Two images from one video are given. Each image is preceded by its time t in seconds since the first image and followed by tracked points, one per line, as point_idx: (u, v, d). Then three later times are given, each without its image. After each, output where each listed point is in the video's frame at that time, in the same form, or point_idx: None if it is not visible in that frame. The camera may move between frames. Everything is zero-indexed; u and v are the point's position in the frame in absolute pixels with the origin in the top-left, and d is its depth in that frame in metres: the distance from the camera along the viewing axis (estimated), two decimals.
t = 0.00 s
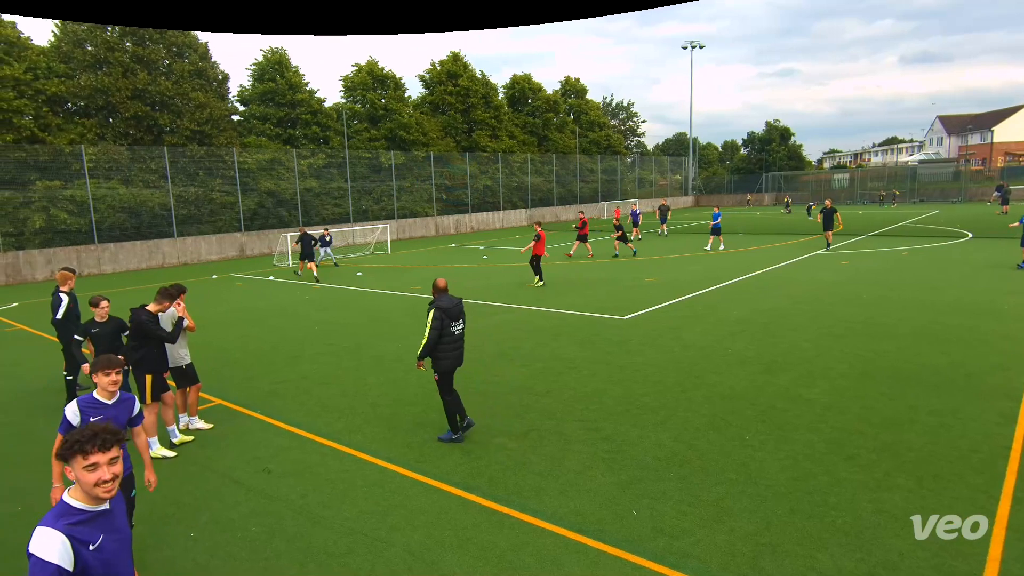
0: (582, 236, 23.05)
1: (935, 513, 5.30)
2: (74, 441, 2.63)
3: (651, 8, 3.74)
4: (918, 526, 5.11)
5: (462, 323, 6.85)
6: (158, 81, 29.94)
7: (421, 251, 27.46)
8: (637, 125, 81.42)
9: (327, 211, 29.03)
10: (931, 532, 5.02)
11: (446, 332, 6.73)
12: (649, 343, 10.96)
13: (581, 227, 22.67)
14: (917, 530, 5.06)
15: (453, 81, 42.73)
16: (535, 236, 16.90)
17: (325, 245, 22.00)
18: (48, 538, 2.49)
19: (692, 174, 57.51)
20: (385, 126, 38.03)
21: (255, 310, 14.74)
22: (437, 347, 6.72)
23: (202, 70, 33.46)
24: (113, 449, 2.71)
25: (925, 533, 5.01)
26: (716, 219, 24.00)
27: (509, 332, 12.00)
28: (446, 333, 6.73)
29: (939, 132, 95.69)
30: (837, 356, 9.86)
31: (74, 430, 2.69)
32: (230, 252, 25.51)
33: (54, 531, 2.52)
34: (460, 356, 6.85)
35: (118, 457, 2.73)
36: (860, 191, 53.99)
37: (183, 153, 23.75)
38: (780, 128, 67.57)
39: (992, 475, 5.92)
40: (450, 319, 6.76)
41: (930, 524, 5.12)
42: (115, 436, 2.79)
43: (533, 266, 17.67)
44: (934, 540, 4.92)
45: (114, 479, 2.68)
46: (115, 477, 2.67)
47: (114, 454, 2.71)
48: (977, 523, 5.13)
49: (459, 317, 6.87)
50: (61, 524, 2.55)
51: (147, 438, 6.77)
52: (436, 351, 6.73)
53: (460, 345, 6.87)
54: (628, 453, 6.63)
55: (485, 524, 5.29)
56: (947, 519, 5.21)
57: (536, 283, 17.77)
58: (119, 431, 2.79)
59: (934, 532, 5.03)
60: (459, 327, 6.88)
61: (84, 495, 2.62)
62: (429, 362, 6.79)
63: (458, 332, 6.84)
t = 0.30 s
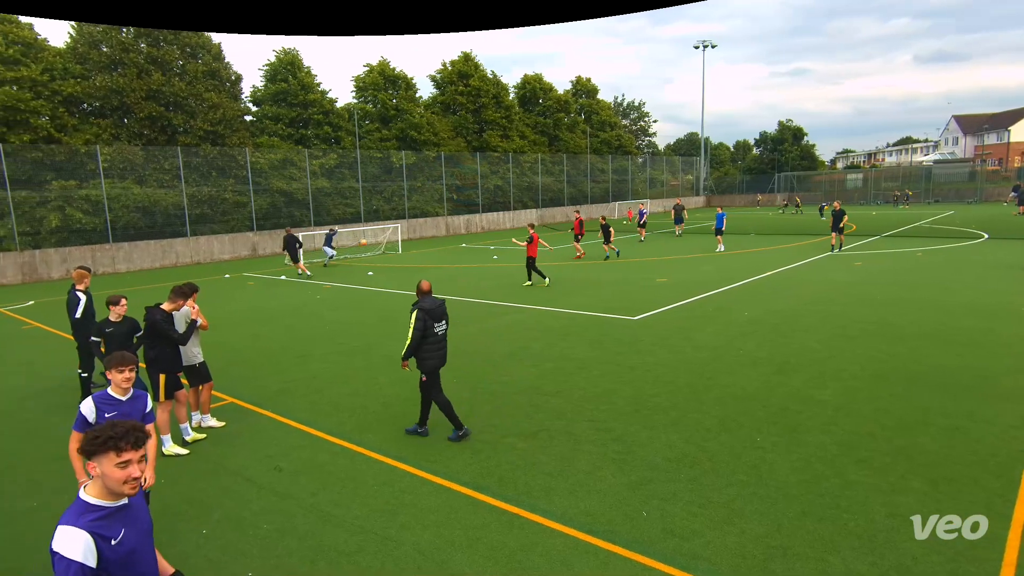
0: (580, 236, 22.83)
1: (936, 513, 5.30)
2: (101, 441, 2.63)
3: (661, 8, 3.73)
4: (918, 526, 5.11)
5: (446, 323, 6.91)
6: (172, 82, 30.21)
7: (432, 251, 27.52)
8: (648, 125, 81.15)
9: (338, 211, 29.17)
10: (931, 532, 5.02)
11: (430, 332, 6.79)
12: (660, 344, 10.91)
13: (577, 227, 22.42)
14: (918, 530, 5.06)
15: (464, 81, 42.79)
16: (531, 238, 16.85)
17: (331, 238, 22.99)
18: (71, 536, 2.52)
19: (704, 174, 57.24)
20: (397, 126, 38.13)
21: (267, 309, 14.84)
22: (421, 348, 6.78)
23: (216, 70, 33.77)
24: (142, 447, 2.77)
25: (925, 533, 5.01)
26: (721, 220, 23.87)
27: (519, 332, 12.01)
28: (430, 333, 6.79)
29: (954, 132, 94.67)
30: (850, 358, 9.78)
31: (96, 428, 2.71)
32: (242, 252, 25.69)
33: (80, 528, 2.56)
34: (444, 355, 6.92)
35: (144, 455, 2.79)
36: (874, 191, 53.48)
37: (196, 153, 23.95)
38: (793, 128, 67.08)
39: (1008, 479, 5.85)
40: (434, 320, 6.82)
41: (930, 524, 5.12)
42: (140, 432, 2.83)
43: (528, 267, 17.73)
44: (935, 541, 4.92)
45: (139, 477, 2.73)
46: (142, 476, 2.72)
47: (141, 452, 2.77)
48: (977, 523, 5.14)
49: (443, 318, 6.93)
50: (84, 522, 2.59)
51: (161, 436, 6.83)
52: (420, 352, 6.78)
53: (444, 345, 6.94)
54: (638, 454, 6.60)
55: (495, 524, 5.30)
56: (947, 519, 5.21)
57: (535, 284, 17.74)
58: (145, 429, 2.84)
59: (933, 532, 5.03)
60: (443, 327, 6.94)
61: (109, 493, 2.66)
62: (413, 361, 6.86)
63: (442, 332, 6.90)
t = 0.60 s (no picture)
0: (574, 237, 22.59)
1: (936, 513, 5.30)
2: (190, 442, 2.73)
3: (667, 8, 3.73)
4: (919, 526, 5.12)
5: (427, 320, 7.00)
6: (180, 82, 30.38)
7: (439, 250, 27.56)
8: (655, 125, 81.02)
9: (345, 211, 29.25)
10: (931, 532, 5.03)
11: (410, 330, 6.89)
12: (666, 344, 10.88)
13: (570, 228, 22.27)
14: (918, 530, 5.07)
15: (471, 81, 42.83)
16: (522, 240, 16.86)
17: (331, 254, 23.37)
18: (139, 524, 2.50)
19: (711, 175, 57.08)
20: (403, 126, 38.18)
21: (274, 309, 14.90)
22: (401, 345, 6.87)
23: (223, 71, 33.95)
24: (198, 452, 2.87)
25: (925, 533, 5.01)
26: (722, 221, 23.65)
27: (525, 332, 12.02)
28: (411, 331, 6.89)
29: (964, 132, 94.01)
30: (857, 359, 9.73)
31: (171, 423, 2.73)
32: (250, 252, 25.79)
33: (144, 517, 2.56)
34: (423, 352, 7.04)
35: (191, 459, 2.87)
36: (883, 191, 53.18)
37: (204, 153, 24.07)
38: (801, 128, 66.77)
39: (1016, 480, 5.81)
40: (415, 318, 6.90)
41: (930, 524, 5.13)
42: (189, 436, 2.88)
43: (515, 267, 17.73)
44: (936, 541, 4.92)
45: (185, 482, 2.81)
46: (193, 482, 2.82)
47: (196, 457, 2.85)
48: (977, 523, 5.14)
49: (424, 315, 7.03)
50: (139, 511, 2.56)
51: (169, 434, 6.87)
52: (400, 348, 6.87)
53: (424, 342, 7.03)
54: (644, 454, 6.60)
55: (500, 524, 5.30)
56: (947, 519, 5.21)
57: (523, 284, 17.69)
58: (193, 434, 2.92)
59: (934, 532, 5.03)
60: (424, 325, 7.01)
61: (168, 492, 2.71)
62: (393, 358, 6.96)
63: (423, 329, 7.00)
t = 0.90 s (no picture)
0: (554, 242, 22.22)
1: (937, 514, 5.30)
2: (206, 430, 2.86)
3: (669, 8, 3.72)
4: (920, 526, 5.11)
5: (400, 321, 7.11)
6: (183, 83, 30.44)
7: (442, 250, 27.58)
8: (658, 125, 80.98)
9: (347, 211, 29.27)
10: (932, 532, 5.02)
11: (382, 331, 7.00)
12: (668, 345, 10.86)
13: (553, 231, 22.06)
14: (918, 530, 5.07)
15: (474, 81, 42.84)
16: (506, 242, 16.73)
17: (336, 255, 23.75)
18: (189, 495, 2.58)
19: (714, 174, 57.02)
20: (406, 126, 38.19)
21: (277, 309, 14.93)
22: (373, 346, 7.00)
23: (226, 71, 34.02)
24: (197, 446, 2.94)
25: (926, 534, 5.01)
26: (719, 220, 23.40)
27: (528, 332, 12.03)
28: (383, 332, 7.00)
29: (968, 132, 93.68)
30: (860, 359, 9.71)
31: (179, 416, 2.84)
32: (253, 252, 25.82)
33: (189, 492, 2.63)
34: (399, 351, 7.14)
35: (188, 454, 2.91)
36: (886, 191, 53.06)
37: (207, 153, 24.11)
38: (804, 128, 66.64)
39: (1019, 481, 5.80)
40: (386, 319, 7.01)
41: (931, 524, 5.13)
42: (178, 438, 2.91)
43: (499, 268, 17.62)
44: (937, 541, 4.92)
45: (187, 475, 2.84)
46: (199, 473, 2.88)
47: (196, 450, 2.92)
48: (977, 523, 5.14)
49: (398, 316, 7.14)
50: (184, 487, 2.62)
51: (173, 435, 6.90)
52: (372, 350, 7.00)
53: (398, 343, 7.13)
54: (646, 455, 6.59)
55: (502, 524, 5.30)
56: (948, 519, 5.21)
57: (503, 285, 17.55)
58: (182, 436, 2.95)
59: (935, 532, 5.03)
60: (397, 326, 7.11)
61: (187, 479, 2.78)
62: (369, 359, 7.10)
63: (396, 330, 7.11)
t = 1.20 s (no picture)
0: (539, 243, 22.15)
1: (936, 513, 5.30)
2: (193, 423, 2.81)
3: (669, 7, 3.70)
4: (920, 526, 5.11)
5: (375, 319, 7.16)
6: (183, 83, 30.42)
7: (442, 250, 27.59)
8: (658, 125, 81.06)
9: (347, 211, 29.26)
10: (932, 532, 5.02)
11: (357, 328, 7.09)
12: (668, 345, 10.86)
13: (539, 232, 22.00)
14: (918, 530, 5.07)
15: (473, 81, 42.83)
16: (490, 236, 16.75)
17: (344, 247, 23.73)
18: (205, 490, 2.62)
19: (713, 174, 57.05)
20: (406, 126, 38.19)
21: (276, 309, 14.93)
22: (349, 344, 7.11)
23: (226, 71, 34.01)
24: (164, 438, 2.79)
25: (926, 533, 5.01)
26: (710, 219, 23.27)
27: (528, 332, 12.02)
28: (357, 329, 7.09)
29: (967, 132, 93.68)
30: (860, 359, 9.71)
31: (158, 407, 2.69)
32: (252, 251, 25.80)
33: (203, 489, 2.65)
34: (376, 348, 7.21)
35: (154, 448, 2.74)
36: (886, 191, 53.10)
37: (206, 153, 24.09)
38: (804, 128, 66.66)
39: (1019, 481, 5.80)
40: (360, 317, 7.09)
41: (930, 524, 5.13)
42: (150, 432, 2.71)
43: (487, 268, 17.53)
44: (937, 541, 4.91)
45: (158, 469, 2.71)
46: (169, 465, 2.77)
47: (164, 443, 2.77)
48: (978, 523, 5.14)
49: (374, 313, 7.20)
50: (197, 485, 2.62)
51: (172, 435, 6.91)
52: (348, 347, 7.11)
53: (376, 340, 7.21)
54: (646, 455, 6.59)
55: (502, 524, 5.30)
56: (948, 519, 5.21)
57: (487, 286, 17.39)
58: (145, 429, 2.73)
59: (935, 532, 5.03)
60: (373, 323, 7.18)
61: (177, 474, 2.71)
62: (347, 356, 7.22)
63: (373, 327, 7.17)
